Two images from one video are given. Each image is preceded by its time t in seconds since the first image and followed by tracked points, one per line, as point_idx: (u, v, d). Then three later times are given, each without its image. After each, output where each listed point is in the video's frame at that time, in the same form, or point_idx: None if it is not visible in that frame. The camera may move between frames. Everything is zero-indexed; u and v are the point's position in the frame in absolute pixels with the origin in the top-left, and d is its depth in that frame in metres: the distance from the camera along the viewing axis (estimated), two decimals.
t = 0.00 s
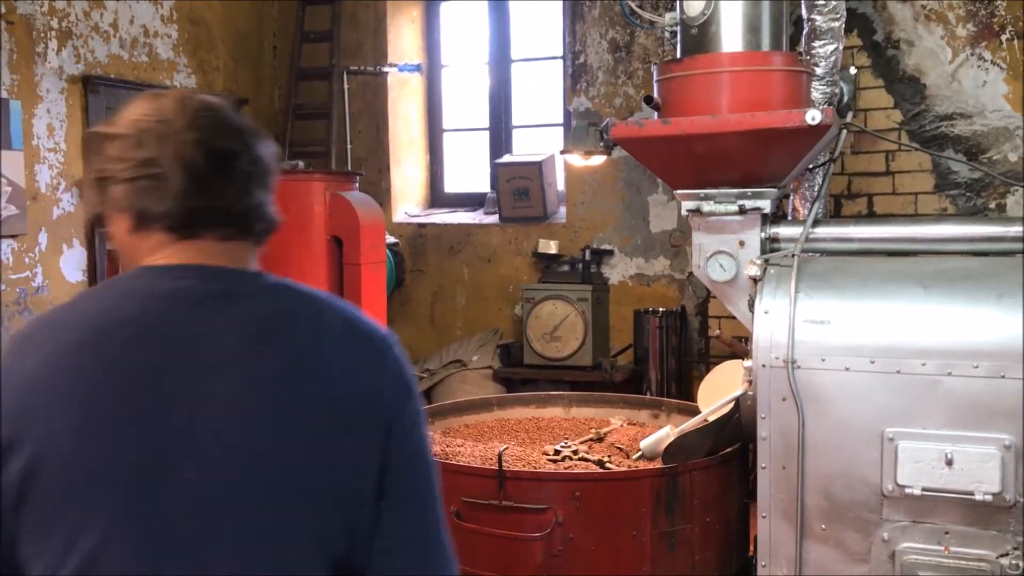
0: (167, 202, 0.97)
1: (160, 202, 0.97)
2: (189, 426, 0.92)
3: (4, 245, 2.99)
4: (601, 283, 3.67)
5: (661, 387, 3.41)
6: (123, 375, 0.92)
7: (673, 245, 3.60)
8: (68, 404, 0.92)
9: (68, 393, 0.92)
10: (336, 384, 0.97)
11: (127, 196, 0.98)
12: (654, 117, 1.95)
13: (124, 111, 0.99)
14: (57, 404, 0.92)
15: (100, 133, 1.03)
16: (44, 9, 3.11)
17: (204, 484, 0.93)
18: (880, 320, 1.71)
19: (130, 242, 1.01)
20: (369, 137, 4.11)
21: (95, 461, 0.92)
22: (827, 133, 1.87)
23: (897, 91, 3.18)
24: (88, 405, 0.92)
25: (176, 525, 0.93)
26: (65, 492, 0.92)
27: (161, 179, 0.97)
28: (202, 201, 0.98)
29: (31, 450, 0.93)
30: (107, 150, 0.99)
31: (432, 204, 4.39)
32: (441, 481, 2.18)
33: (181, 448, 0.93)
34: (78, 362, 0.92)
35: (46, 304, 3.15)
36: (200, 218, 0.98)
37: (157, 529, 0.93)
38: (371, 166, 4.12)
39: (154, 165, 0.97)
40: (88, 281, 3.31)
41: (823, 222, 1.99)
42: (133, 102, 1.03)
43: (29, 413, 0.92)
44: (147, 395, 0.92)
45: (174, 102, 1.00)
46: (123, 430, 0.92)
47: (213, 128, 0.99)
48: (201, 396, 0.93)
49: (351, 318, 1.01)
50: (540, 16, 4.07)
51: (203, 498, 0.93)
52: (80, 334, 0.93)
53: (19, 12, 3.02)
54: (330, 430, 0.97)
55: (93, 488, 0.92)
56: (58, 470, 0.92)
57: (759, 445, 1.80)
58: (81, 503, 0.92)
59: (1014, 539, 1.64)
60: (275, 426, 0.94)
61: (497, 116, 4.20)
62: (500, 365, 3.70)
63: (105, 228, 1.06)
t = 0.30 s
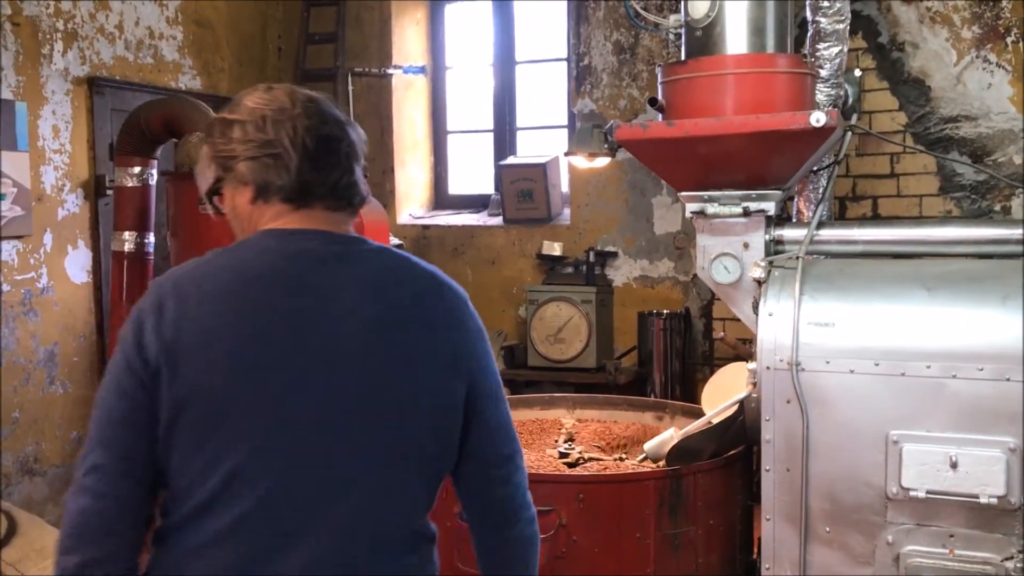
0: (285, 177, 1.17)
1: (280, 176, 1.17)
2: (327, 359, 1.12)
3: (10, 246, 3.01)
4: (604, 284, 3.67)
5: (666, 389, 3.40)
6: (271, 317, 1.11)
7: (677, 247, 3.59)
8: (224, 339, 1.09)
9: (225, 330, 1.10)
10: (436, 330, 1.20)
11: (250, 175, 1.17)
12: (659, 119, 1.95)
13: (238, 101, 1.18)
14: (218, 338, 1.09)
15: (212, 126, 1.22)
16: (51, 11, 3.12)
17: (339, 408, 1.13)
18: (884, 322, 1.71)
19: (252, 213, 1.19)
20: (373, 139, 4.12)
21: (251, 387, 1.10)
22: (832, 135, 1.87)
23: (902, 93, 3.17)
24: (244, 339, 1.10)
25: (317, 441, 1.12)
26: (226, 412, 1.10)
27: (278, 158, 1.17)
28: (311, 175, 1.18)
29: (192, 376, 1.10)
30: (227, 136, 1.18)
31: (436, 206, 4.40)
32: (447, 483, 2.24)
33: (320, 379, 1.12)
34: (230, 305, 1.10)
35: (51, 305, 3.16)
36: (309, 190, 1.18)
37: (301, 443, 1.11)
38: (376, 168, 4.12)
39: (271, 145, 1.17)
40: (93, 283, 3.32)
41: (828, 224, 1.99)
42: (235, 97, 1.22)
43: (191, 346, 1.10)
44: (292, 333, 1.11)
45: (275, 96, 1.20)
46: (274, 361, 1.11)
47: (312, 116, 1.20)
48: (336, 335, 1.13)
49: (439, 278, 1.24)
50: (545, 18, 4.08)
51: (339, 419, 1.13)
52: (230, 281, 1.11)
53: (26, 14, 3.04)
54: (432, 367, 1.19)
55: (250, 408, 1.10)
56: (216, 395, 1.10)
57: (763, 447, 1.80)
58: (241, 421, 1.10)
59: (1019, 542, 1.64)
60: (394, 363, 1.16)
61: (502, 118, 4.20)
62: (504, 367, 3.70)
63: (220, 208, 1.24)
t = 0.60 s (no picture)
0: (300, 199, 1.29)
1: (296, 196, 1.29)
2: (340, 360, 1.21)
3: (16, 247, 3.03)
4: (609, 286, 3.67)
5: (670, 390, 3.39)
6: (292, 321, 1.20)
7: (683, 248, 3.59)
8: (253, 341, 1.20)
9: (252, 332, 1.20)
10: (438, 331, 1.28)
11: (271, 198, 1.29)
12: (664, 120, 1.95)
13: (256, 132, 1.29)
14: (247, 340, 1.20)
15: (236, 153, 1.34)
16: (57, 12, 3.13)
17: (351, 406, 1.21)
18: (889, 324, 1.71)
19: (275, 231, 1.32)
20: (378, 140, 4.12)
21: (275, 387, 1.19)
22: (838, 137, 1.87)
23: (908, 95, 3.17)
24: (269, 341, 1.20)
25: (334, 436, 1.21)
26: (255, 407, 1.20)
27: (294, 183, 1.29)
28: (324, 197, 1.30)
29: (225, 375, 1.20)
30: (249, 164, 1.29)
31: (440, 207, 4.40)
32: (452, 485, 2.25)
33: (338, 379, 1.21)
34: (260, 311, 1.21)
35: (57, 305, 3.17)
36: (323, 210, 1.30)
37: (320, 438, 1.20)
38: (381, 169, 4.12)
39: (287, 172, 1.28)
40: (98, 284, 3.32)
41: (833, 226, 1.99)
42: (255, 126, 1.34)
43: (224, 349, 1.20)
44: (310, 335, 1.20)
45: (288, 127, 1.32)
46: (294, 362, 1.20)
47: (322, 144, 1.31)
48: (349, 337, 1.21)
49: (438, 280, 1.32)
50: (550, 20, 4.08)
51: (351, 416, 1.21)
52: (261, 288, 1.22)
53: (32, 15, 3.05)
54: (435, 366, 1.27)
55: (276, 405, 1.20)
56: (248, 392, 1.20)
57: (768, 449, 1.80)
58: (268, 417, 1.20)
59: None
60: (400, 363, 1.24)
61: (507, 119, 4.20)
62: (508, 368, 3.70)
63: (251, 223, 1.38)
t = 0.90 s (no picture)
0: (269, 201, 1.45)
1: (266, 199, 1.45)
2: (317, 343, 1.35)
3: (23, 248, 3.04)
4: (614, 287, 3.67)
5: (676, 391, 3.39)
6: (270, 309, 1.34)
7: (689, 249, 3.59)
8: (237, 332, 1.33)
9: (238, 325, 1.34)
10: (399, 308, 1.42)
11: (245, 202, 1.45)
12: (669, 121, 1.95)
13: (224, 144, 1.45)
14: (233, 333, 1.33)
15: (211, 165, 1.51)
16: (64, 14, 3.15)
17: (328, 382, 1.36)
18: (895, 326, 1.70)
19: (251, 229, 1.48)
20: (384, 141, 4.13)
21: (259, 369, 1.33)
22: (844, 138, 1.87)
23: (915, 96, 3.17)
24: (253, 332, 1.33)
25: (315, 410, 1.36)
26: (245, 390, 1.35)
27: (263, 186, 1.45)
28: (290, 196, 1.46)
29: (217, 365, 1.34)
30: (221, 174, 1.46)
31: (446, 208, 4.40)
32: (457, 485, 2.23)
33: (312, 357, 1.35)
34: (241, 303, 1.34)
35: (63, 306, 3.18)
36: (291, 208, 1.46)
37: (304, 413, 1.35)
38: (387, 170, 4.13)
39: (255, 177, 1.45)
40: (105, 284, 3.34)
41: (839, 227, 1.98)
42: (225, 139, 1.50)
43: (213, 341, 1.34)
44: (288, 322, 1.34)
45: (253, 137, 1.48)
46: (273, 348, 1.33)
47: (283, 150, 1.48)
48: (324, 320, 1.36)
49: (394, 258, 1.46)
50: (556, 21, 4.08)
51: (329, 391, 1.36)
52: (245, 283, 1.36)
53: (39, 17, 3.06)
54: (399, 339, 1.41)
55: (264, 387, 1.34)
56: (236, 376, 1.34)
57: (774, 450, 1.80)
58: (258, 397, 1.35)
59: None
60: (368, 341, 1.38)
61: (512, 120, 4.21)
62: (513, 369, 3.71)
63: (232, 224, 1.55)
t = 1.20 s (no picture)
0: (278, 199, 1.50)
1: (275, 198, 1.50)
2: (338, 328, 1.44)
3: (32, 249, 3.05)
4: (622, 288, 3.66)
5: (684, 393, 3.38)
6: (295, 298, 1.42)
7: (696, 250, 3.58)
8: (264, 319, 1.40)
9: (265, 312, 1.40)
10: (405, 295, 1.52)
11: (254, 201, 1.50)
12: (677, 122, 1.95)
13: (232, 144, 1.48)
14: (261, 319, 1.40)
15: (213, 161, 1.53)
16: (74, 16, 3.16)
17: (347, 364, 1.45)
18: (903, 327, 1.70)
19: (259, 226, 1.53)
20: (391, 143, 4.13)
21: (285, 354, 1.41)
22: (852, 139, 1.86)
23: (923, 97, 3.16)
24: (279, 319, 1.40)
25: (335, 390, 1.45)
26: (272, 373, 1.42)
27: (272, 185, 1.50)
28: (297, 195, 1.52)
29: (244, 350, 1.40)
30: (229, 172, 1.49)
31: (454, 209, 4.40)
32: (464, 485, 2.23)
33: (333, 341, 1.43)
34: (266, 292, 1.41)
35: (73, 306, 3.20)
36: (299, 206, 1.53)
37: (326, 393, 1.44)
38: (394, 171, 4.13)
39: (264, 177, 1.49)
40: (114, 285, 3.35)
41: (847, 228, 1.98)
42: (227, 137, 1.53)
43: (241, 327, 1.40)
44: (310, 308, 1.42)
45: (257, 136, 1.51)
46: (299, 333, 1.41)
47: (288, 150, 1.53)
48: (342, 307, 1.44)
49: (394, 249, 1.56)
50: (564, 22, 4.08)
51: (348, 371, 1.45)
52: (268, 271, 1.43)
53: (49, 19, 3.07)
54: (405, 324, 1.52)
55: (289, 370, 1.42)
56: (263, 361, 1.41)
57: (782, 452, 1.79)
58: (284, 380, 1.42)
59: None
60: (380, 326, 1.48)
61: (520, 121, 4.21)
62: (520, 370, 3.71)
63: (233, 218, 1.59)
